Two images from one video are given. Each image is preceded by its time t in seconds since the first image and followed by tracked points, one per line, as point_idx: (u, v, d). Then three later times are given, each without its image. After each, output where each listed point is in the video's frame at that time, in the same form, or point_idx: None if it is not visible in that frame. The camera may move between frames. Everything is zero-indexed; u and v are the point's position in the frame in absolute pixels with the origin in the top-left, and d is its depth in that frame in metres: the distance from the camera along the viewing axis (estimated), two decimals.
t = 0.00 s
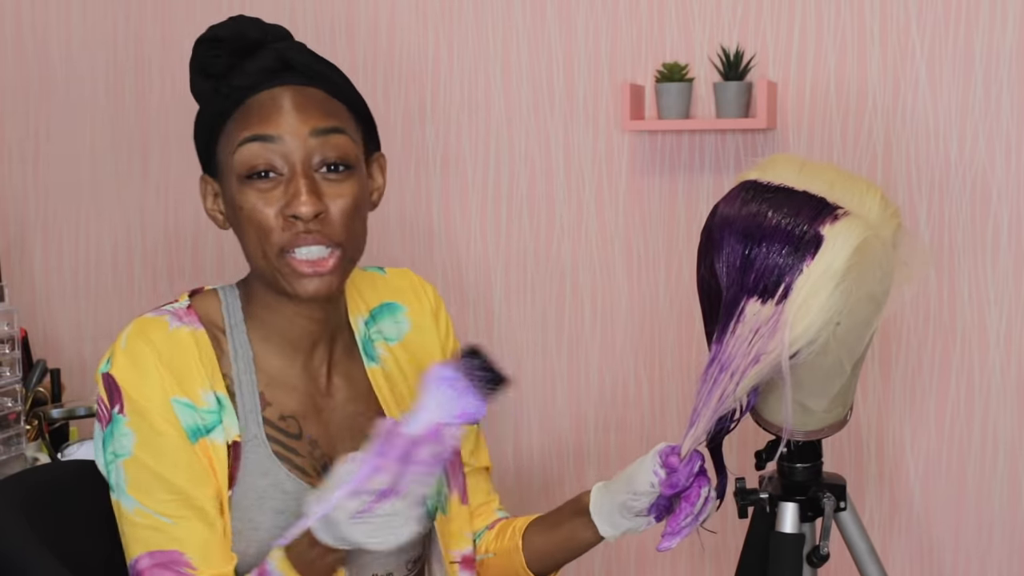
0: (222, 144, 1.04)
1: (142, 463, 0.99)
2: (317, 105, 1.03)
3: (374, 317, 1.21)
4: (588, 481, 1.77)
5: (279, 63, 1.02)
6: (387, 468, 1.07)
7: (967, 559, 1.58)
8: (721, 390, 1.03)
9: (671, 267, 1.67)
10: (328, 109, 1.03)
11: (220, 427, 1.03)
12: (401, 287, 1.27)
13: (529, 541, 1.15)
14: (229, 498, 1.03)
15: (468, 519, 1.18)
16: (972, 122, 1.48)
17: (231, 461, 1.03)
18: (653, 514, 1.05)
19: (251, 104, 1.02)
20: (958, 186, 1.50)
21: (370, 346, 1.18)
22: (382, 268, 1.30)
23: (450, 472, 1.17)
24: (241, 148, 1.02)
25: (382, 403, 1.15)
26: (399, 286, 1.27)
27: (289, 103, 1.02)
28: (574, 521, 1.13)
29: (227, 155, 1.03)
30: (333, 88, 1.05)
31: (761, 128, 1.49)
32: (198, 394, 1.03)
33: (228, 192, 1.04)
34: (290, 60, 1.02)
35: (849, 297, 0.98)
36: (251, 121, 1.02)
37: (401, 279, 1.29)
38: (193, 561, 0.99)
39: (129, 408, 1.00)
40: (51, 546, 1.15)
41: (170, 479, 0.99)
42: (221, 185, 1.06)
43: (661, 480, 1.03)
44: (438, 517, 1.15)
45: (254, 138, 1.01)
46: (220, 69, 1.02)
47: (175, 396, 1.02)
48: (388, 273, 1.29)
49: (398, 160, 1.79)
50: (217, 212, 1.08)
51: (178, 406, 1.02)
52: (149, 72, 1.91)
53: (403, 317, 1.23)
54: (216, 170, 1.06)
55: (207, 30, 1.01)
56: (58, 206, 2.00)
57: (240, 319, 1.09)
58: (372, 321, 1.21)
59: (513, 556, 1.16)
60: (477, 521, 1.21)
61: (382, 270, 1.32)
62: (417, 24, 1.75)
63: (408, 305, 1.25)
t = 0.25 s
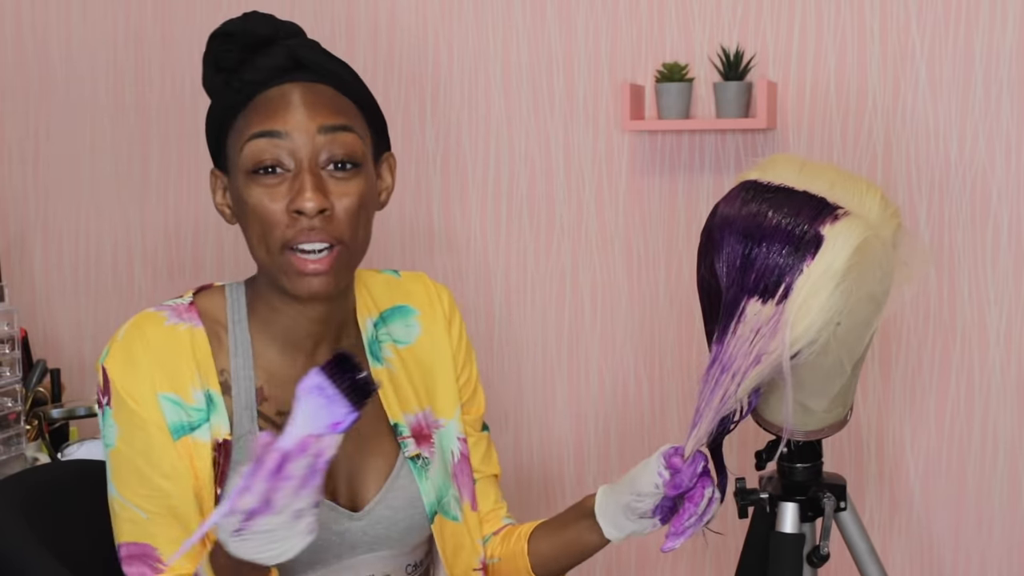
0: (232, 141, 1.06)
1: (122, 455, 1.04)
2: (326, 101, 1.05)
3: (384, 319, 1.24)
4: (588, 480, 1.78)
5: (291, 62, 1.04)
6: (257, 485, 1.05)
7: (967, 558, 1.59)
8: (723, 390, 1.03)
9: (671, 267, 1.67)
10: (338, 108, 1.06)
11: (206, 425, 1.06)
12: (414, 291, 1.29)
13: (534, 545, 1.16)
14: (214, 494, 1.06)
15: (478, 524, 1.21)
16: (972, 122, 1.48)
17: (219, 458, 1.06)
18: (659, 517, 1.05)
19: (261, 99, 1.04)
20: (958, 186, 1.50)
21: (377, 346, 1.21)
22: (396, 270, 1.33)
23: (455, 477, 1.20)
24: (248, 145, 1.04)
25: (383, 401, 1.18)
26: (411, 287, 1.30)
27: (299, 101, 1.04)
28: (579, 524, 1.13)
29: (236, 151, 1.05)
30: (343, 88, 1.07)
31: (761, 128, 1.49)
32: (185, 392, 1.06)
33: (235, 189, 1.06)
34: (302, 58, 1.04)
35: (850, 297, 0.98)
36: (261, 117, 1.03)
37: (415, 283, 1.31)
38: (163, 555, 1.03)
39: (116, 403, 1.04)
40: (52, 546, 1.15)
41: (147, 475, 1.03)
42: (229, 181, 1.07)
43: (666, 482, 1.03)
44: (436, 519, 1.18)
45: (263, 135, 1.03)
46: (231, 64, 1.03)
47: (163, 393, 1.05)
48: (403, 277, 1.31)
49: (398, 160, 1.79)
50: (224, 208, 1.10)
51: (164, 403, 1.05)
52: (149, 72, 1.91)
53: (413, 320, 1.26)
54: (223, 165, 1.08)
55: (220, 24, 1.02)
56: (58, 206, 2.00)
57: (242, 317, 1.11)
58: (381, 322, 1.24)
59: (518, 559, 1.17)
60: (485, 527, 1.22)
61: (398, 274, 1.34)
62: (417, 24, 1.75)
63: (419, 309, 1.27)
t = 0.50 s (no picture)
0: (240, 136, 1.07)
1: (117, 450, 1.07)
2: (331, 92, 1.06)
3: (400, 323, 1.24)
4: (587, 480, 1.78)
5: (296, 56, 1.06)
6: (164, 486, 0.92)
7: (967, 559, 1.58)
8: (723, 389, 1.03)
9: (671, 266, 1.67)
10: (343, 99, 1.07)
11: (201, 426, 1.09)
12: (433, 296, 1.29)
13: (539, 546, 1.15)
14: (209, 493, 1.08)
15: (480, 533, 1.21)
16: (972, 122, 1.48)
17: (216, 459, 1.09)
18: (659, 515, 1.05)
19: (268, 92, 1.05)
20: (958, 186, 1.50)
21: (392, 350, 1.21)
22: (416, 273, 1.33)
23: (460, 488, 1.20)
24: (256, 136, 1.05)
25: (394, 405, 1.17)
26: (430, 291, 1.30)
27: (304, 94, 1.05)
28: (582, 524, 1.13)
29: (245, 145, 1.06)
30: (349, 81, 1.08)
31: (761, 128, 1.49)
32: (183, 394, 1.08)
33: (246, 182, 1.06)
34: (307, 52, 1.06)
35: (850, 297, 0.98)
36: (268, 110, 1.05)
37: (435, 288, 1.30)
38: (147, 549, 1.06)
39: (116, 400, 1.08)
40: (52, 546, 1.15)
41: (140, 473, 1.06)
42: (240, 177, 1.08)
43: (665, 479, 1.03)
44: (438, 529, 1.16)
45: (270, 125, 1.04)
46: (238, 61, 1.06)
47: (160, 393, 1.08)
48: (423, 280, 1.31)
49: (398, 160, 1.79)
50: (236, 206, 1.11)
51: (160, 403, 1.08)
52: (149, 72, 1.91)
53: (430, 325, 1.25)
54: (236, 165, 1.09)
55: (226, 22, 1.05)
56: (58, 206, 2.00)
57: (252, 316, 1.13)
58: (396, 326, 1.23)
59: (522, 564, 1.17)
60: (488, 534, 1.22)
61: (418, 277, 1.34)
62: (417, 24, 1.75)
63: (436, 314, 1.27)
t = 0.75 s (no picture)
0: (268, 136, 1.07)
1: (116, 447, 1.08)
2: (365, 102, 1.06)
3: (409, 331, 1.23)
4: (588, 480, 1.78)
5: (332, 63, 1.06)
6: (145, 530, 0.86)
7: (967, 559, 1.59)
8: (726, 391, 1.03)
9: (671, 266, 1.67)
10: (375, 110, 1.07)
11: (201, 433, 1.08)
12: (446, 304, 1.28)
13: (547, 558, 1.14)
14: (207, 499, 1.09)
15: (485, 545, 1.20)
16: (972, 122, 1.48)
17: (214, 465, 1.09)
18: (666, 524, 1.05)
19: (302, 97, 1.05)
20: (958, 186, 1.50)
21: (399, 359, 1.20)
22: (429, 282, 1.32)
23: (462, 498, 1.20)
24: (285, 139, 1.05)
25: (399, 417, 1.17)
26: (443, 301, 1.28)
27: (336, 103, 1.05)
28: (590, 536, 1.12)
29: (271, 147, 1.06)
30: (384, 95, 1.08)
31: (761, 128, 1.49)
32: (186, 399, 1.08)
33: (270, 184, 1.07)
34: (344, 60, 1.06)
35: (851, 297, 0.98)
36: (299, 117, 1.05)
37: (448, 297, 1.29)
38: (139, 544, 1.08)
39: (119, 399, 1.07)
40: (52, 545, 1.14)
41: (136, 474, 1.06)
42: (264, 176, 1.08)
43: (672, 487, 1.02)
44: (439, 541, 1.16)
45: (300, 131, 1.04)
46: (276, 61, 1.05)
47: (164, 396, 1.07)
48: (435, 289, 1.30)
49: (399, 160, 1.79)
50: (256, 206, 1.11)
51: (162, 405, 1.07)
52: (149, 72, 1.91)
53: (440, 335, 1.24)
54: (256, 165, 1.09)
55: (266, 22, 1.05)
56: (59, 206, 2.00)
57: (264, 319, 1.13)
58: (406, 334, 1.23)
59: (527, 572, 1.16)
60: (495, 548, 1.21)
61: (431, 286, 1.32)
62: (417, 24, 1.75)
63: (447, 323, 1.26)
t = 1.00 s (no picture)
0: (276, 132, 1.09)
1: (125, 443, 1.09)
2: (371, 92, 1.08)
3: (423, 335, 1.23)
4: (587, 480, 1.78)
5: (337, 57, 1.08)
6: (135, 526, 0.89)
7: (967, 559, 1.59)
8: (727, 391, 1.03)
9: (671, 266, 1.67)
10: (383, 99, 1.08)
11: (206, 433, 1.09)
12: (461, 308, 1.27)
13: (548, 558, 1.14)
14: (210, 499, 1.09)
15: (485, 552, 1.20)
16: (972, 122, 1.48)
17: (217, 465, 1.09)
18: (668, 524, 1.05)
19: (307, 90, 1.08)
20: (958, 186, 1.50)
21: (412, 363, 1.20)
22: (445, 285, 1.31)
23: (467, 505, 1.19)
24: (295, 126, 1.07)
25: (411, 421, 1.16)
26: (459, 304, 1.28)
27: (342, 91, 1.07)
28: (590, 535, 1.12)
29: (280, 140, 1.08)
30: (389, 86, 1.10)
31: (761, 128, 1.49)
32: (191, 398, 1.09)
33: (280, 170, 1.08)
34: (350, 54, 1.08)
35: (851, 296, 0.98)
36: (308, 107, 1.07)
37: (463, 300, 1.28)
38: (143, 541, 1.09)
39: (127, 398, 1.09)
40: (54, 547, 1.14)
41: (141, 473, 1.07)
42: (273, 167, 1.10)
43: (674, 487, 1.02)
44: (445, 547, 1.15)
45: (309, 116, 1.06)
46: (280, 58, 1.09)
47: (169, 396, 1.08)
48: (451, 292, 1.29)
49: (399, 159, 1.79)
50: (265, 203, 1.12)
51: (168, 405, 1.08)
52: (149, 72, 1.91)
53: (453, 340, 1.24)
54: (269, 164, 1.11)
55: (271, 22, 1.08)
56: (59, 206, 2.00)
57: (273, 319, 1.14)
58: (420, 338, 1.22)
59: (531, 575, 1.16)
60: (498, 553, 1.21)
61: (445, 289, 1.32)
62: (417, 23, 1.75)
63: (461, 328, 1.25)
